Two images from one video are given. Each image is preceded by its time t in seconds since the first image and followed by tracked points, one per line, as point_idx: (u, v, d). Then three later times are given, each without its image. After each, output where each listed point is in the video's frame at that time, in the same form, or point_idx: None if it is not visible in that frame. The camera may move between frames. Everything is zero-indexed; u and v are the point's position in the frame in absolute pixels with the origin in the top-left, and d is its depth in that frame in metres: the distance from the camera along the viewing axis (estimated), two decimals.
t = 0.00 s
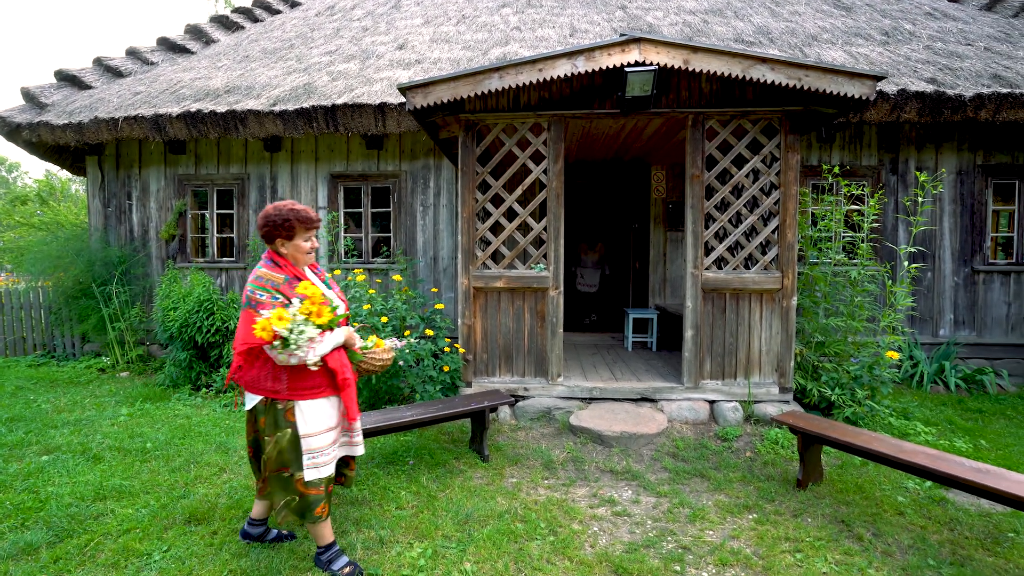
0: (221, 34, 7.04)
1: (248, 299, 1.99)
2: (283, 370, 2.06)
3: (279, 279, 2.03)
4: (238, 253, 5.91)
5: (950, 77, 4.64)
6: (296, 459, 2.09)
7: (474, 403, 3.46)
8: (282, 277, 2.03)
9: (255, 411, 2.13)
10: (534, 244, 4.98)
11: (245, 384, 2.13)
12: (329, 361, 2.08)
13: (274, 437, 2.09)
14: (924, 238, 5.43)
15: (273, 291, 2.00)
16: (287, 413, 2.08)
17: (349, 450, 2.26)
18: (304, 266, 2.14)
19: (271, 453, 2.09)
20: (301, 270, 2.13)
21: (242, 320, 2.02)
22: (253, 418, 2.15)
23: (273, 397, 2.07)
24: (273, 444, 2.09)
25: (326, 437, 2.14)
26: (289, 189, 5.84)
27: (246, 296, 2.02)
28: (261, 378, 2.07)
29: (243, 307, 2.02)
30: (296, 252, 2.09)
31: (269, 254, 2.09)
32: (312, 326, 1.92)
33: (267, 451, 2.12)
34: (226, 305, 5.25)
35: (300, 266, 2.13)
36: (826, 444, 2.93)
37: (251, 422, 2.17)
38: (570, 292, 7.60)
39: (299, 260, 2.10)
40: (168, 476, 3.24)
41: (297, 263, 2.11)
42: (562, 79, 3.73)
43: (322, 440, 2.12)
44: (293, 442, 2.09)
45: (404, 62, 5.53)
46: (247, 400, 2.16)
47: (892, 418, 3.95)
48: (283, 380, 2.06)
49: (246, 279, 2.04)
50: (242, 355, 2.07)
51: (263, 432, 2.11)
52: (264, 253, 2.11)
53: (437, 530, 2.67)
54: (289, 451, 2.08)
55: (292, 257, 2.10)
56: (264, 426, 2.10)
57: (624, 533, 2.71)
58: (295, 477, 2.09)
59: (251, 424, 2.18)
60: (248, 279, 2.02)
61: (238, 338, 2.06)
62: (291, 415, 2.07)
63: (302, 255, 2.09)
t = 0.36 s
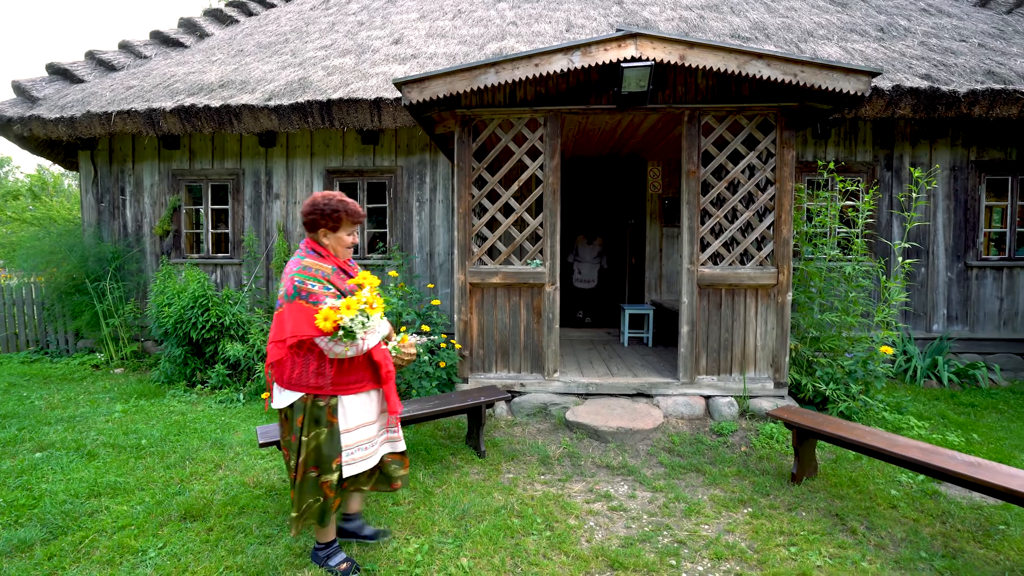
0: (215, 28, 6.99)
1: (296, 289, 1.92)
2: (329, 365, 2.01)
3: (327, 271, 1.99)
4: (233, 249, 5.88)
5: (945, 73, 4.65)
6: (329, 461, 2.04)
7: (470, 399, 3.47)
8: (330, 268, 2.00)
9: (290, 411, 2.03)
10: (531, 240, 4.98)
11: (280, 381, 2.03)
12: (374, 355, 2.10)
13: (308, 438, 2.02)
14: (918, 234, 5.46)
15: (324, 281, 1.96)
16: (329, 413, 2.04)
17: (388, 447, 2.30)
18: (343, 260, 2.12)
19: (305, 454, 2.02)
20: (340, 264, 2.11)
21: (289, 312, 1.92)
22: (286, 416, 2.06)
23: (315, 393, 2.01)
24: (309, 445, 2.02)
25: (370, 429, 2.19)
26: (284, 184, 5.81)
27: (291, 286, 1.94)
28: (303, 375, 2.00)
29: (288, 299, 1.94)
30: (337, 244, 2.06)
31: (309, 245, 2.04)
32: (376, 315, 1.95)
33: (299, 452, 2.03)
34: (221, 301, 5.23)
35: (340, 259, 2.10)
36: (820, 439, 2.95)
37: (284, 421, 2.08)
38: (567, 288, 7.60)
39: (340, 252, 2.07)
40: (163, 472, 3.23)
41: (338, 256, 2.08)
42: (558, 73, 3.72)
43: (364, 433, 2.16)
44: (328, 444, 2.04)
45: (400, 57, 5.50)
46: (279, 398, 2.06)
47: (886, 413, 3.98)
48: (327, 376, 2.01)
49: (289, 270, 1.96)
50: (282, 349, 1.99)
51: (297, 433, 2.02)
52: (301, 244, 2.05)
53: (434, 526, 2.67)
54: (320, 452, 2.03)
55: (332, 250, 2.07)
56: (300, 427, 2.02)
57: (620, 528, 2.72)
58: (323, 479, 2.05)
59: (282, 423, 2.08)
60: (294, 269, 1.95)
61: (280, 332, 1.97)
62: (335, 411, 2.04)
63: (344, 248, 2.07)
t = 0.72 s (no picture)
0: (206, 25, 6.93)
1: (345, 288, 1.96)
2: (374, 366, 2.03)
3: (374, 271, 2.02)
4: (225, 248, 5.83)
5: (934, 74, 4.71)
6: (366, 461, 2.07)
7: (464, 398, 3.46)
8: (377, 269, 2.03)
9: (331, 413, 2.05)
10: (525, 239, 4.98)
11: (325, 383, 2.06)
12: (419, 356, 2.10)
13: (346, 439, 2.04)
14: (908, 233, 5.53)
15: (371, 281, 1.99)
16: (372, 414, 2.06)
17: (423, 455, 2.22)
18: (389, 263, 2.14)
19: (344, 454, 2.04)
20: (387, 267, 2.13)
21: (337, 310, 1.96)
22: (324, 419, 2.06)
23: (360, 395, 2.03)
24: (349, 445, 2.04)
25: (410, 433, 2.14)
26: (276, 183, 5.77)
27: (339, 286, 1.97)
28: (349, 377, 2.02)
29: (336, 297, 1.98)
30: (384, 247, 2.09)
31: (356, 247, 2.07)
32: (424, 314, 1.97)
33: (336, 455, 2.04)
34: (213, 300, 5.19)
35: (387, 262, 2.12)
36: (812, 436, 2.98)
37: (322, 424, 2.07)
38: (560, 287, 7.62)
39: (386, 255, 2.10)
40: (154, 473, 3.20)
41: (385, 257, 2.10)
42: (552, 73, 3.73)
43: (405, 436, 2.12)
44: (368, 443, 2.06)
45: (394, 55, 5.48)
46: (321, 401, 2.08)
47: (876, 410, 4.02)
48: (371, 378, 2.03)
49: (337, 270, 2.00)
50: (328, 350, 2.02)
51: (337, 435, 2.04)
52: (348, 246, 2.08)
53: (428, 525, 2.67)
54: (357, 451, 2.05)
55: (379, 252, 2.09)
56: (341, 428, 2.03)
57: (614, 526, 2.73)
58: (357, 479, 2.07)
59: (316, 428, 2.09)
60: (342, 269, 1.99)
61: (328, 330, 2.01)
62: (378, 412, 2.05)
63: (390, 251, 2.09)
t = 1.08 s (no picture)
0: (197, 21, 6.86)
1: (393, 279, 2.04)
2: (419, 357, 2.13)
3: (422, 264, 2.10)
4: (216, 247, 5.79)
5: (923, 75, 4.75)
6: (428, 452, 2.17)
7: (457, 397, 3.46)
8: (425, 263, 2.11)
9: (385, 403, 2.16)
10: (518, 237, 4.98)
11: (379, 373, 2.18)
12: (462, 349, 2.15)
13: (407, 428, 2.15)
14: (897, 232, 5.58)
15: (418, 273, 2.07)
16: (425, 405, 2.15)
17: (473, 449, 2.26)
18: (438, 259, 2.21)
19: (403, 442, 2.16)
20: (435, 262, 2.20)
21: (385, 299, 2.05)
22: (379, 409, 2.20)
23: (408, 385, 2.14)
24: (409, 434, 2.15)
25: (461, 427, 2.20)
26: (268, 181, 5.73)
27: (389, 276, 2.06)
28: (397, 367, 2.13)
29: (384, 287, 2.07)
30: (435, 243, 2.19)
31: (407, 241, 2.17)
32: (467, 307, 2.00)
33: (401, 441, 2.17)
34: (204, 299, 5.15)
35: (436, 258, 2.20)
36: (803, 434, 3.00)
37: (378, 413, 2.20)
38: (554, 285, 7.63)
39: (436, 250, 2.19)
40: (145, 474, 3.17)
41: (434, 253, 2.18)
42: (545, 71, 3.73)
43: (457, 429, 2.18)
44: (425, 434, 2.16)
45: (387, 53, 5.46)
46: (378, 390, 2.21)
47: (866, 408, 4.06)
48: (419, 368, 2.13)
49: (389, 262, 2.10)
50: (380, 341, 2.15)
51: (394, 424, 2.15)
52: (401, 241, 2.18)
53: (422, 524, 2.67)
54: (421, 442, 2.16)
55: (430, 247, 2.18)
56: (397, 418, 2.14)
57: (607, 524, 2.74)
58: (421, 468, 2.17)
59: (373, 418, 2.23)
60: (392, 260, 2.08)
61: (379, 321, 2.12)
62: (427, 403, 2.14)
63: (441, 246, 2.18)
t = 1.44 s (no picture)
0: (186, 16, 6.78)
1: (454, 290, 2.11)
2: (481, 364, 2.17)
3: (478, 272, 2.17)
4: (206, 245, 5.73)
5: (912, 75, 4.80)
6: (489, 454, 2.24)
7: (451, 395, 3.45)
8: (479, 270, 2.19)
9: (447, 410, 2.19)
10: (511, 236, 4.98)
11: (437, 382, 2.18)
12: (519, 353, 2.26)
13: (468, 435, 2.18)
14: (887, 231, 5.64)
15: (476, 283, 2.15)
16: (484, 411, 2.21)
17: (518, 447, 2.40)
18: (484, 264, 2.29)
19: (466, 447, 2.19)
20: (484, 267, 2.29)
21: (448, 311, 2.12)
22: (438, 416, 2.21)
23: (470, 392, 2.17)
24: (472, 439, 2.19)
25: (510, 429, 2.29)
26: (259, 178, 5.69)
27: (448, 287, 2.12)
28: (457, 376, 2.16)
29: (445, 299, 2.13)
30: (482, 248, 2.26)
31: (455, 248, 2.23)
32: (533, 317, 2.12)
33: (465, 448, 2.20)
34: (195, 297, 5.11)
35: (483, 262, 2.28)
36: (794, 430, 3.03)
37: (438, 419, 2.22)
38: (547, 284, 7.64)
39: (483, 255, 2.26)
40: (134, 474, 3.14)
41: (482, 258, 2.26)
42: (538, 69, 3.73)
43: (508, 431, 2.27)
44: (484, 441, 2.20)
45: (379, 50, 5.43)
46: (431, 397, 2.21)
47: (856, 404, 4.11)
48: (480, 376, 2.17)
49: (444, 272, 2.15)
50: (438, 349, 2.15)
51: (457, 428, 2.19)
52: (448, 247, 2.23)
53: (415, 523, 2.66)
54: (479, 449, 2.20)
55: (476, 252, 2.26)
56: (459, 423, 2.18)
57: (600, 521, 2.76)
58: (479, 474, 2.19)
59: (428, 422, 2.24)
60: (448, 270, 2.14)
61: (436, 331, 2.14)
62: (487, 408, 2.20)
63: (487, 251, 2.26)
